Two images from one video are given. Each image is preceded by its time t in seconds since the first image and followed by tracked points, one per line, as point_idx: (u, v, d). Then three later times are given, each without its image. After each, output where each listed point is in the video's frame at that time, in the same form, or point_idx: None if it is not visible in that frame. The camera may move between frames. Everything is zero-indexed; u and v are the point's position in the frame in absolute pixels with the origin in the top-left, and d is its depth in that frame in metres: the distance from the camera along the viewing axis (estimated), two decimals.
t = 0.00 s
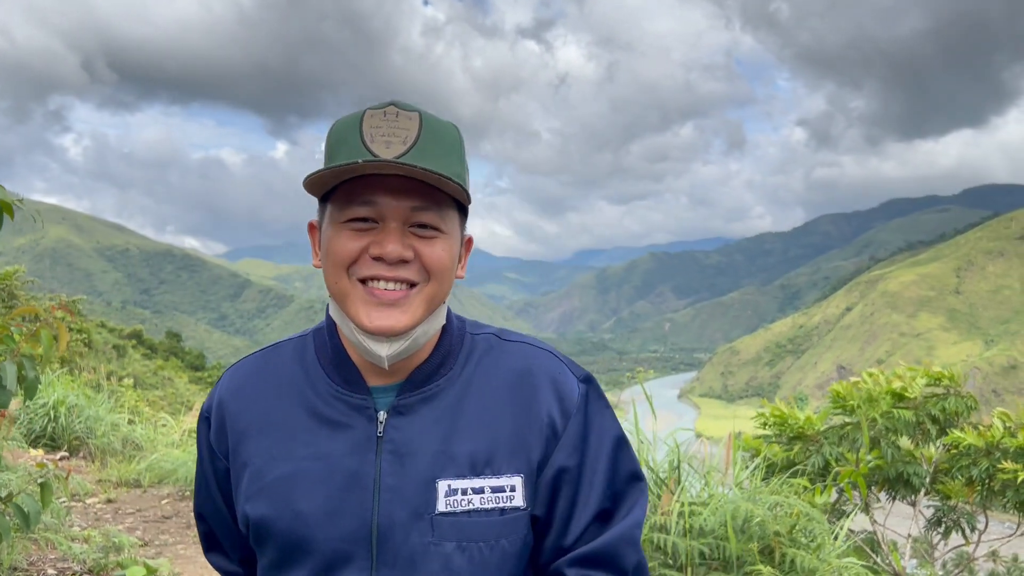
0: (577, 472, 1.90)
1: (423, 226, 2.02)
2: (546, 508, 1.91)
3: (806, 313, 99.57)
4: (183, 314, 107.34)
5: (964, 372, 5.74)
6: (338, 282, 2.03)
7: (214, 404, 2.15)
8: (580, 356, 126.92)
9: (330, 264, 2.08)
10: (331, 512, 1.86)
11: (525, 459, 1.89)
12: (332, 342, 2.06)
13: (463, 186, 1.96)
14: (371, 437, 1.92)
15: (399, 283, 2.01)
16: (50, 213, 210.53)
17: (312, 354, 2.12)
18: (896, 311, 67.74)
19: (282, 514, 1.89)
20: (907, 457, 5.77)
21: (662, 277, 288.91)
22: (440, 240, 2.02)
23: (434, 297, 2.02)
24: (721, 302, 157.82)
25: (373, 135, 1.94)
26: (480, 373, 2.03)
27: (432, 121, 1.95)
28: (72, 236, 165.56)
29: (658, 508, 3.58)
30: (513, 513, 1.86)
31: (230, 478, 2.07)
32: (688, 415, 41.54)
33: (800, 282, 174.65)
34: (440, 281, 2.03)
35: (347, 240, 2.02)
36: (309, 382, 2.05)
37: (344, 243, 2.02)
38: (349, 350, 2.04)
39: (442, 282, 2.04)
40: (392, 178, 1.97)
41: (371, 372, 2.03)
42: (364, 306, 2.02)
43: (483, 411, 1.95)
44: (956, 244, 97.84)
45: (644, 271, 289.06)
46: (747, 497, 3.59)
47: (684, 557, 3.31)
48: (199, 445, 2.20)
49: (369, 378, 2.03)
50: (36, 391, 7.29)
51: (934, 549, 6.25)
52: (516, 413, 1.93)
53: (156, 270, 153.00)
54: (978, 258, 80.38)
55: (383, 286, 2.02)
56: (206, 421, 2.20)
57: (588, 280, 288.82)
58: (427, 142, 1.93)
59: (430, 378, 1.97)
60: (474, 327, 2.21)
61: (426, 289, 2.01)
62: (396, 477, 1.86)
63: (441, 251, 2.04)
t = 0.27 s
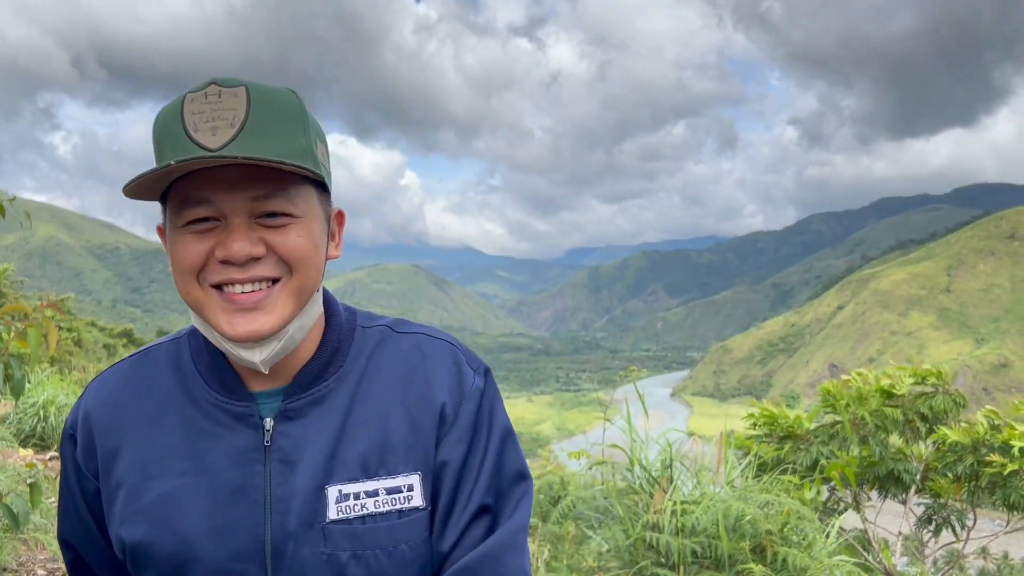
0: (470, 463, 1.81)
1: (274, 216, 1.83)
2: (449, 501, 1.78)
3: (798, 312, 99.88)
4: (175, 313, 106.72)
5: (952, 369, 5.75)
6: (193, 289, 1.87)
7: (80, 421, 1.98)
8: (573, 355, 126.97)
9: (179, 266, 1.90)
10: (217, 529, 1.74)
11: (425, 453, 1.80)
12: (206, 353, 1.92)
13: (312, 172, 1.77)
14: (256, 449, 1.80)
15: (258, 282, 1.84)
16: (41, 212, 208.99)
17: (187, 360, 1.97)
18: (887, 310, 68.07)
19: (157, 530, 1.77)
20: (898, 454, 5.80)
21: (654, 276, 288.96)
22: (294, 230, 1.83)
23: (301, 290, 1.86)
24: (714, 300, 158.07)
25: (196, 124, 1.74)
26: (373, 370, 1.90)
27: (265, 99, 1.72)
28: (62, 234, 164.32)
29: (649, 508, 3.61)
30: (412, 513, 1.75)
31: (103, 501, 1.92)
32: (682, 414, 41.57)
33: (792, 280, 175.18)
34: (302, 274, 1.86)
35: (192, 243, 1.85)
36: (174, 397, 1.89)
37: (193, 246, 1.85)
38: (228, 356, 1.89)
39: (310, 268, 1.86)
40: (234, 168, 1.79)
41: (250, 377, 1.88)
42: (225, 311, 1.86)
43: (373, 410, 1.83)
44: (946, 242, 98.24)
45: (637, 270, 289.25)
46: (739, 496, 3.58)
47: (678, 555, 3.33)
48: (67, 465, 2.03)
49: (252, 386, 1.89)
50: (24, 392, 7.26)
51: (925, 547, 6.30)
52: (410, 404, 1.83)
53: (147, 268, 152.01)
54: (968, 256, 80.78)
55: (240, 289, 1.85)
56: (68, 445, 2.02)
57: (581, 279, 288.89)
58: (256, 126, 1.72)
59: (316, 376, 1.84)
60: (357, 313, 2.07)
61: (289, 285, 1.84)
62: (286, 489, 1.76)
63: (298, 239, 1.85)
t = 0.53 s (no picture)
0: (393, 445, 1.71)
1: (153, 176, 1.68)
2: (374, 482, 1.68)
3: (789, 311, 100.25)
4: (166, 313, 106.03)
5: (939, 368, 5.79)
6: (75, 257, 1.71)
7: None
8: (565, 354, 127.02)
9: (63, 237, 1.75)
10: (129, 508, 1.56)
11: (346, 428, 1.69)
12: (107, 331, 1.76)
13: (187, 130, 1.62)
14: (173, 423, 1.64)
15: (140, 248, 1.68)
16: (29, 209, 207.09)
17: (82, 338, 1.79)
18: (877, 309, 68.51)
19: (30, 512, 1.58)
20: (885, 454, 5.80)
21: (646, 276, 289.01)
22: (169, 189, 1.67)
23: (187, 254, 1.70)
24: (706, 300, 158.44)
25: (66, 86, 1.59)
26: (289, 348, 1.77)
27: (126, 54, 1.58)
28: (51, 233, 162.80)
29: (639, 507, 3.61)
30: (342, 491, 1.64)
31: None
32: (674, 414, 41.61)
33: (783, 280, 175.83)
34: (187, 241, 1.70)
35: (68, 208, 1.70)
36: (66, 371, 1.72)
37: (69, 212, 1.70)
38: (118, 325, 1.72)
39: (190, 228, 1.70)
40: (103, 126, 1.66)
41: (156, 347, 1.73)
42: (107, 283, 1.69)
43: (290, 385, 1.71)
44: (936, 242, 98.75)
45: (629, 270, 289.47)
46: (729, 495, 3.58)
47: (667, 554, 3.34)
48: None
49: (160, 359, 1.75)
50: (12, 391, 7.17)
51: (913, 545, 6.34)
52: (332, 384, 1.72)
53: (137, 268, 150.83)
54: (957, 257, 81.28)
55: (121, 255, 1.68)
56: None
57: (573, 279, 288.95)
58: (130, 81, 1.59)
59: (225, 352, 1.71)
60: (264, 293, 1.94)
61: (170, 250, 1.69)
62: (204, 466, 1.59)
63: (178, 200, 1.69)
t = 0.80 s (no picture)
0: (357, 452, 1.62)
1: (107, 180, 1.49)
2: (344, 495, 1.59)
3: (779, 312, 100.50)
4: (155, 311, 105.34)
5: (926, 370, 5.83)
6: (14, 266, 1.49)
7: None
8: (556, 354, 126.95)
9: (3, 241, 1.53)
10: (73, 528, 1.40)
11: (311, 441, 1.57)
12: (40, 339, 1.55)
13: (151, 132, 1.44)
14: (114, 436, 1.46)
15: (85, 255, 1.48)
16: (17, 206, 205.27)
17: (16, 348, 1.58)
18: (867, 311, 68.90)
19: None
20: (873, 454, 5.84)
21: (637, 276, 289.18)
22: (125, 198, 1.48)
23: (136, 264, 1.51)
24: (697, 301, 158.67)
25: (16, 81, 1.38)
26: (242, 352, 1.63)
27: (91, 50, 1.38)
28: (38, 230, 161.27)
29: (627, 506, 3.62)
30: (297, 499, 1.53)
31: None
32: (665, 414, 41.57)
33: (773, 281, 176.38)
34: (140, 248, 1.51)
35: (10, 211, 1.48)
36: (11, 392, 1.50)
37: (11, 216, 1.49)
38: (63, 336, 1.52)
39: (147, 238, 1.52)
40: (55, 126, 1.44)
41: (99, 358, 1.54)
42: (51, 293, 1.48)
43: (246, 393, 1.55)
44: (925, 244, 99.11)
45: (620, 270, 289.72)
46: (717, 495, 3.59)
47: (655, 554, 3.35)
48: None
49: (104, 369, 1.55)
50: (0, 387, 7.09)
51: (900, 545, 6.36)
52: (287, 389, 1.60)
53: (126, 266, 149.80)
54: (946, 258, 81.62)
55: (67, 264, 1.48)
56: None
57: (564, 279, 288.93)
58: (85, 78, 1.39)
59: (171, 359, 1.54)
60: (209, 295, 1.77)
61: (123, 261, 1.50)
62: (147, 476, 1.43)
63: (132, 208, 1.50)
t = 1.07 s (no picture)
0: (343, 456, 1.60)
1: (85, 197, 1.42)
2: (331, 497, 1.57)
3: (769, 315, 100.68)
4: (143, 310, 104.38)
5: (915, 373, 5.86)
6: None
7: None
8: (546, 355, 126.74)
9: None
10: (59, 549, 1.37)
11: (299, 447, 1.55)
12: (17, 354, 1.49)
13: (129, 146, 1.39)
14: (97, 453, 1.42)
15: (68, 278, 1.42)
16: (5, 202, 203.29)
17: None
18: (856, 314, 69.02)
19: None
20: (861, 456, 5.88)
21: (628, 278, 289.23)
22: (103, 216, 1.42)
23: (120, 283, 1.46)
24: (687, 303, 158.83)
25: None
26: (229, 357, 1.60)
27: (62, 61, 1.32)
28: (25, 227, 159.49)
29: (616, 509, 3.62)
30: (284, 510, 1.51)
31: None
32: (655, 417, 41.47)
33: (763, 283, 176.82)
34: (122, 266, 1.46)
35: None
36: None
37: None
38: (44, 356, 1.47)
39: (130, 258, 1.47)
40: (32, 144, 1.38)
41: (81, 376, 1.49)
42: (33, 316, 1.43)
43: (234, 400, 1.53)
44: (914, 248, 99.56)
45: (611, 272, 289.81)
46: (708, 498, 3.59)
47: (645, 557, 3.35)
48: None
49: (83, 388, 1.49)
50: None
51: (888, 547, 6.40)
52: (273, 393, 1.57)
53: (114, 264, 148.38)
54: (934, 262, 82.01)
55: (45, 288, 1.42)
56: None
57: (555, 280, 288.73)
58: (59, 96, 1.32)
59: (155, 372, 1.50)
60: (191, 297, 1.75)
61: (107, 281, 1.45)
62: (135, 491, 1.41)
63: (110, 227, 1.44)
